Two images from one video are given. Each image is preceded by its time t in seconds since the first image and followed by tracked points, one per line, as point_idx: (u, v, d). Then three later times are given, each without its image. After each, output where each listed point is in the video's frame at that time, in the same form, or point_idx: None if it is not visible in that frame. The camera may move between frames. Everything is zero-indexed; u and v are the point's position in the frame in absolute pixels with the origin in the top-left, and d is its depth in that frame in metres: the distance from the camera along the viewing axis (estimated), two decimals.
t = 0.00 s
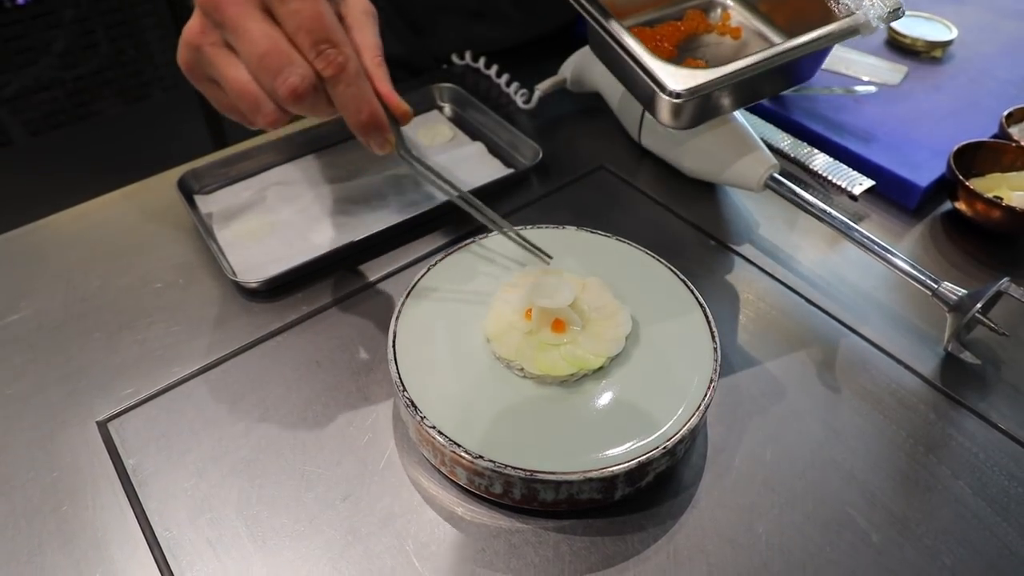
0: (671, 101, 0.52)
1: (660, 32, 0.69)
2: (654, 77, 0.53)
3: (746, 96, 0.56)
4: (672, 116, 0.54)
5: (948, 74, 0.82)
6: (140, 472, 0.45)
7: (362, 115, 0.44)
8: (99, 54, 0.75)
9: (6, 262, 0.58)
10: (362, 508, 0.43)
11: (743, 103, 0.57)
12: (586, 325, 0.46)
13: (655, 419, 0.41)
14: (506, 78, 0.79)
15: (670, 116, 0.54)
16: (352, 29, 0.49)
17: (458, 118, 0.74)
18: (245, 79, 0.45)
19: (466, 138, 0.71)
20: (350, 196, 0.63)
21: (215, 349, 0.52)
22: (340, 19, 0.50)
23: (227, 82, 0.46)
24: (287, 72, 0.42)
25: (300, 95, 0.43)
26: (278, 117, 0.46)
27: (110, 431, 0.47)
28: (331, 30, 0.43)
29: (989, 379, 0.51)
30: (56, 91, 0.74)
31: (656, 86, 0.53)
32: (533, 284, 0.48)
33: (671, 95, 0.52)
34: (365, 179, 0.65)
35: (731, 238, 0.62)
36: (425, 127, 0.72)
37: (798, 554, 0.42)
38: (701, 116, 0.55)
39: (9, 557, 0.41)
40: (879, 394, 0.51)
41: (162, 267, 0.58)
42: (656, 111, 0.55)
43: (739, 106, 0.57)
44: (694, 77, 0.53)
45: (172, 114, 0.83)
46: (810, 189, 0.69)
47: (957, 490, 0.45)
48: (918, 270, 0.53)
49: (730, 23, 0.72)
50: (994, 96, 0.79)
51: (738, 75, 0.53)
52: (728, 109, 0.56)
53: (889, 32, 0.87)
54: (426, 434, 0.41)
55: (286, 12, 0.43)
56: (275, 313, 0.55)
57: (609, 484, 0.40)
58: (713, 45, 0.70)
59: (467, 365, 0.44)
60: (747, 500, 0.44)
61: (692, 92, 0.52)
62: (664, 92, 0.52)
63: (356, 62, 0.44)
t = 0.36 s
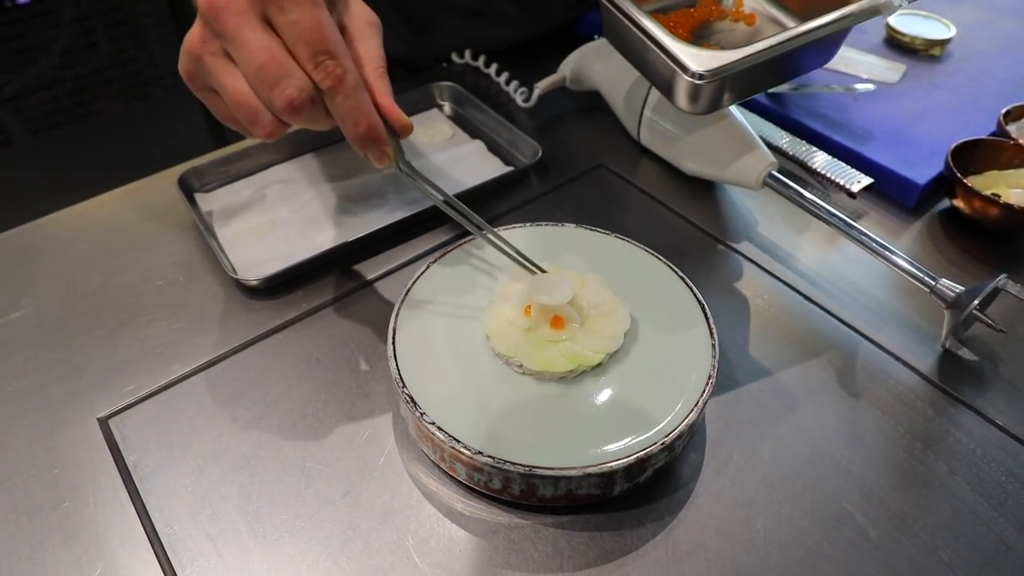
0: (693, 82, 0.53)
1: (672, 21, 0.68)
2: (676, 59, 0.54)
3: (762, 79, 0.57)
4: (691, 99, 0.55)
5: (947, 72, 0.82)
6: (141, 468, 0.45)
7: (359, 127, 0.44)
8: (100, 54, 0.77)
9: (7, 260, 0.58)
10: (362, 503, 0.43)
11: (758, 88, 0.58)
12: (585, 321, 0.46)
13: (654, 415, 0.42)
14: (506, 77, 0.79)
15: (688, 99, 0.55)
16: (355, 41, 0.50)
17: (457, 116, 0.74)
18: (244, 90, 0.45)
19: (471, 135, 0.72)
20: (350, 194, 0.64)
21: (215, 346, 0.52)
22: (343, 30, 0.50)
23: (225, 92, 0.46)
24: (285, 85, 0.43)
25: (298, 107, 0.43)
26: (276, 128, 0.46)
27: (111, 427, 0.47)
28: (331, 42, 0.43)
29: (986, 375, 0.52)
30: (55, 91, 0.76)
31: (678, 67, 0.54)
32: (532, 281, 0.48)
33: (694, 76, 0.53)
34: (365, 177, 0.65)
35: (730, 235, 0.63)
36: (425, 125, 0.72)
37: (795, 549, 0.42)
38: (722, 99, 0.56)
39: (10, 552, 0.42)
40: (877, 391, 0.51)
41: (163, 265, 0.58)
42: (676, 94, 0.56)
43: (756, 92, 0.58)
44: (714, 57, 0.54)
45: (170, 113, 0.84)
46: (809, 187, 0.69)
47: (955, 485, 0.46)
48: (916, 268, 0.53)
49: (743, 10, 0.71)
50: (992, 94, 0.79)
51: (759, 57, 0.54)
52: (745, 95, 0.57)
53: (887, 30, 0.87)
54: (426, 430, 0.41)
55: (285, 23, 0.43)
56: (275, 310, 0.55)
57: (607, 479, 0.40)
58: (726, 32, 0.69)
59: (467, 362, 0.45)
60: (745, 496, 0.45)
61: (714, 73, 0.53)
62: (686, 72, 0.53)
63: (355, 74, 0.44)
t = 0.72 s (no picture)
0: (698, 78, 0.54)
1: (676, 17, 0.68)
2: (682, 55, 0.54)
3: (767, 74, 0.57)
4: (696, 94, 0.56)
5: (946, 72, 0.82)
6: (141, 467, 0.45)
7: (367, 139, 0.44)
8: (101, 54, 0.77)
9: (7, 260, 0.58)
10: (362, 503, 0.44)
11: (764, 82, 0.58)
12: (585, 321, 0.46)
13: (653, 415, 0.42)
14: (506, 76, 0.79)
15: (693, 94, 0.56)
16: (364, 52, 0.50)
17: (457, 117, 0.74)
18: (253, 101, 0.46)
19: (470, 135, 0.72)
20: (350, 194, 0.64)
21: (215, 346, 0.52)
22: (352, 42, 0.50)
23: (235, 104, 0.46)
24: (295, 98, 0.43)
25: (307, 120, 0.44)
26: (284, 139, 0.46)
27: (112, 427, 0.47)
28: (340, 55, 0.43)
29: (986, 375, 0.52)
30: (56, 90, 0.76)
31: (685, 62, 0.54)
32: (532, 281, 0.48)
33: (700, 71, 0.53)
34: (366, 177, 0.65)
35: (730, 235, 0.63)
36: (425, 125, 0.72)
37: (794, 548, 0.42)
38: (729, 95, 0.56)
39: (11, 551, 0.42)
40: (876, 390, 0.51)
41: (163, 265, 0.58)
42: (681, 89, 0.56)
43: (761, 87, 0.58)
44: (720, 51, 0.54)
45: (171, 112, 0.84)
46: (809, 187, 0.69)
47: (954, 484, 0.46)
48: (916, 267, 0.53)
49: (747, 6, 0.71)
50: (991, 93, 0.79)
51: (765, 53, 0.54)
52: (750, 90, 0.57)
53: (887, 30, 0.87)
54: (426, 429, 0.41)
55: (296, 37, 0.43)
56: (275, 310, 0.55)
57: (607, 478, 0.40)
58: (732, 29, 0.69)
59: (467, 362, 0.45)
60: (745, 495, 0.45)
61: (720, 68, 0.53)
62: (692, 67, 0.53)
63: (364, 86, 0.44)
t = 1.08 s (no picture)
0: (708, 55, 0.51)
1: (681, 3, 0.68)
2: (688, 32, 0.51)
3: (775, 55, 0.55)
4: (706, 75, 0.53)
5: (946, 73, 0.82)
6: (142, 467, 0.45)
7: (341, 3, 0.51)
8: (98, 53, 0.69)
9: (7, 259, 0.58)
10: (362, 503, 0.44)
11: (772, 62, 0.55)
12: (585, 321, 0.47)
13: (653, 415, 0.42)
14: (506, 77, 0.79)
15: (702, 75, 0.53)
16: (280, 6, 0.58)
17: (457, 117, 0.74)
18: None
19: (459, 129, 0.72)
20: (351, 195, 0.64)
21: (216, 346, 0.52)
22: None
23: None
24: None
25: None
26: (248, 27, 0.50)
27: (113, 427, 0.47)
28: None
29: (986, 376, 0.52)
30: (56, 90, 0.68)
31: (692, 40, 0.51)
32: (532, 281, 0.48)
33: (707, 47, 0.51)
34: (367, 177, 0.65)
35: (730, 236, 0.63)
36: (425, 126, 0.72)
37: (794, 548, 0.42)
38: (736, 76, 0.54)
39: (12, 550, 0.42)
40: (876, 391, 0.51)
41: (163, 265, 0.58)
42: (692, 72, 0.54)
43: (764, 73, 0.56)
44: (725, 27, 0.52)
45: (172, 111, 0.76)
46: (809, 187, 0.69)
47: (953, 485, 0.46)
48: (916, 268, 0.53)
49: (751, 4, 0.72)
50: (991, 94, 0.79)
51: (775, 29, 0.52)
52: (754, 73, 0.55)
53: (887, 31, 0.87)
54: (427, 429, 0.41)
55: None
56: (276, 310, 0.55)
57: (608, 479, 0.40)
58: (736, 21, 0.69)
59: (467, 362, 0.45)
60: (746, 495, 0.45)
61: (729, 45, 0.51)
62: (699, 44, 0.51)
63: None
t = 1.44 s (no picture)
0: None
1: None
2: None
3: None
4: None
5: (944, 75, 0.83)
6: (144, 471, 0.45)
7: None
8: (102, 53, 0.77)
9: (7, 263, 0.58)
10: (363, 507, 0.44)
11: None
12: (585, 325, 0.47)
13: (653, 419, 0.42)
14: (506, 80, 0.79)
15: None
16: None
17: (457, 120, 0.75)
18: None
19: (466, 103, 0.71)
20: (351, 198, 0.64)
21: (217, 350, 0.53)
22: None
23: None
24: None
25: None
26: None
27: (114, 431, 0.48)
28: None
29: (984, 379, 0.52)
30: (56, 92, 0.76)
31: None
32: (532, 285, 0.48)
33: None
34: (367, 181, 0.66)
35: (729, 239, 0.63)
36: (426, 129, 0.72)
37: (794, 551, 0.43)
38: None
39: (14, 554, 0.42)
40: (875, 393, 0.51)
41: (163, 269, 0.58)
42: None
43: None
44: None
45: (173, 113, 0.86)
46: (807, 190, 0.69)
47: (952, 487, 0.46)
48: (913, 270, 0.54)
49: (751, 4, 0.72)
50: (990, 97, 0.79)
51: None
52: None
53: (885, 34, 0.88)
54: (427, 433, 0.41)
55: None
56: (276, 313, 0.55)
57: (608, 482, 0.40)
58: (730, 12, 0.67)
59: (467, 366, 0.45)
60: (745, 498, 0.45)
61: None
62: None
63: None
